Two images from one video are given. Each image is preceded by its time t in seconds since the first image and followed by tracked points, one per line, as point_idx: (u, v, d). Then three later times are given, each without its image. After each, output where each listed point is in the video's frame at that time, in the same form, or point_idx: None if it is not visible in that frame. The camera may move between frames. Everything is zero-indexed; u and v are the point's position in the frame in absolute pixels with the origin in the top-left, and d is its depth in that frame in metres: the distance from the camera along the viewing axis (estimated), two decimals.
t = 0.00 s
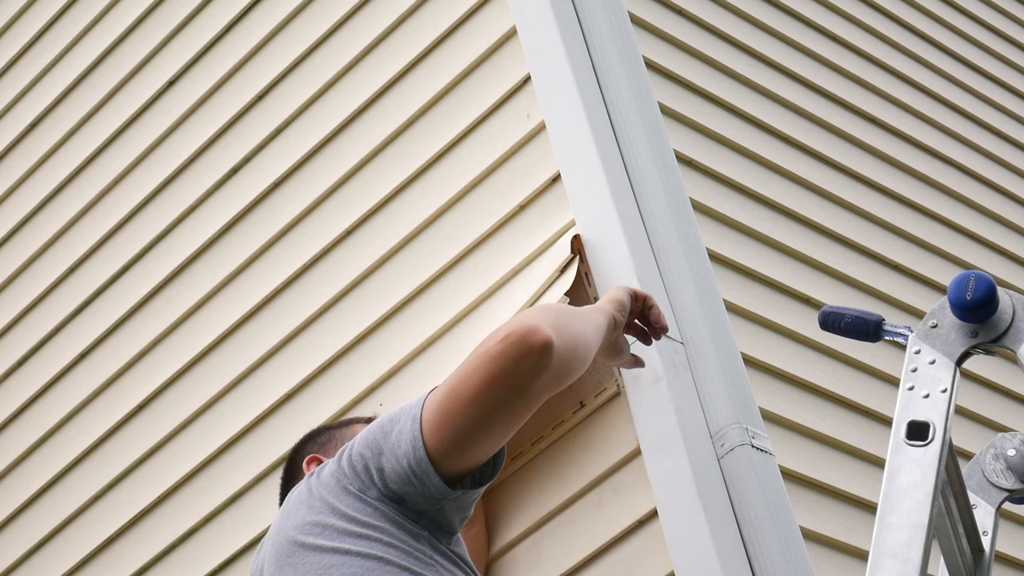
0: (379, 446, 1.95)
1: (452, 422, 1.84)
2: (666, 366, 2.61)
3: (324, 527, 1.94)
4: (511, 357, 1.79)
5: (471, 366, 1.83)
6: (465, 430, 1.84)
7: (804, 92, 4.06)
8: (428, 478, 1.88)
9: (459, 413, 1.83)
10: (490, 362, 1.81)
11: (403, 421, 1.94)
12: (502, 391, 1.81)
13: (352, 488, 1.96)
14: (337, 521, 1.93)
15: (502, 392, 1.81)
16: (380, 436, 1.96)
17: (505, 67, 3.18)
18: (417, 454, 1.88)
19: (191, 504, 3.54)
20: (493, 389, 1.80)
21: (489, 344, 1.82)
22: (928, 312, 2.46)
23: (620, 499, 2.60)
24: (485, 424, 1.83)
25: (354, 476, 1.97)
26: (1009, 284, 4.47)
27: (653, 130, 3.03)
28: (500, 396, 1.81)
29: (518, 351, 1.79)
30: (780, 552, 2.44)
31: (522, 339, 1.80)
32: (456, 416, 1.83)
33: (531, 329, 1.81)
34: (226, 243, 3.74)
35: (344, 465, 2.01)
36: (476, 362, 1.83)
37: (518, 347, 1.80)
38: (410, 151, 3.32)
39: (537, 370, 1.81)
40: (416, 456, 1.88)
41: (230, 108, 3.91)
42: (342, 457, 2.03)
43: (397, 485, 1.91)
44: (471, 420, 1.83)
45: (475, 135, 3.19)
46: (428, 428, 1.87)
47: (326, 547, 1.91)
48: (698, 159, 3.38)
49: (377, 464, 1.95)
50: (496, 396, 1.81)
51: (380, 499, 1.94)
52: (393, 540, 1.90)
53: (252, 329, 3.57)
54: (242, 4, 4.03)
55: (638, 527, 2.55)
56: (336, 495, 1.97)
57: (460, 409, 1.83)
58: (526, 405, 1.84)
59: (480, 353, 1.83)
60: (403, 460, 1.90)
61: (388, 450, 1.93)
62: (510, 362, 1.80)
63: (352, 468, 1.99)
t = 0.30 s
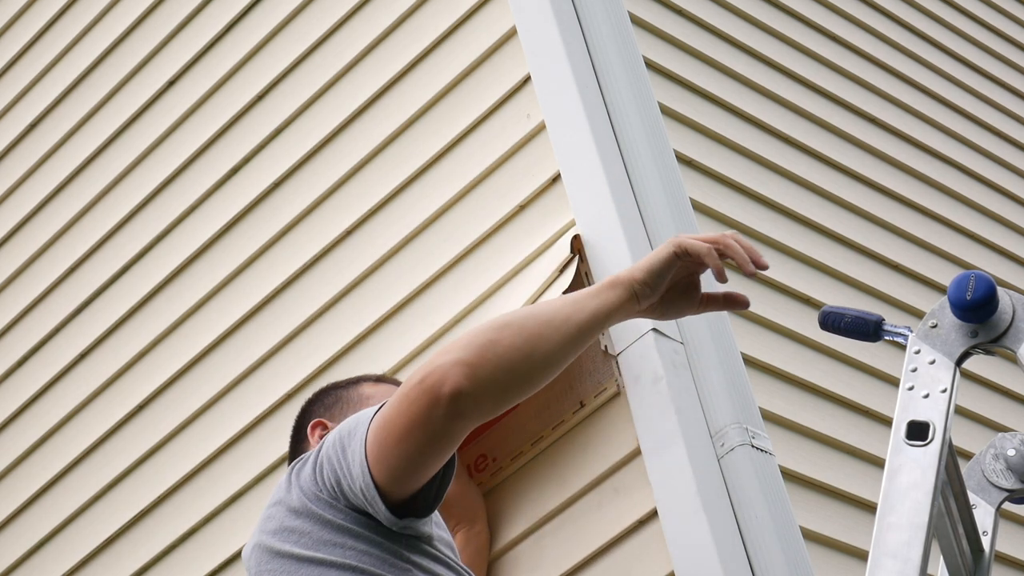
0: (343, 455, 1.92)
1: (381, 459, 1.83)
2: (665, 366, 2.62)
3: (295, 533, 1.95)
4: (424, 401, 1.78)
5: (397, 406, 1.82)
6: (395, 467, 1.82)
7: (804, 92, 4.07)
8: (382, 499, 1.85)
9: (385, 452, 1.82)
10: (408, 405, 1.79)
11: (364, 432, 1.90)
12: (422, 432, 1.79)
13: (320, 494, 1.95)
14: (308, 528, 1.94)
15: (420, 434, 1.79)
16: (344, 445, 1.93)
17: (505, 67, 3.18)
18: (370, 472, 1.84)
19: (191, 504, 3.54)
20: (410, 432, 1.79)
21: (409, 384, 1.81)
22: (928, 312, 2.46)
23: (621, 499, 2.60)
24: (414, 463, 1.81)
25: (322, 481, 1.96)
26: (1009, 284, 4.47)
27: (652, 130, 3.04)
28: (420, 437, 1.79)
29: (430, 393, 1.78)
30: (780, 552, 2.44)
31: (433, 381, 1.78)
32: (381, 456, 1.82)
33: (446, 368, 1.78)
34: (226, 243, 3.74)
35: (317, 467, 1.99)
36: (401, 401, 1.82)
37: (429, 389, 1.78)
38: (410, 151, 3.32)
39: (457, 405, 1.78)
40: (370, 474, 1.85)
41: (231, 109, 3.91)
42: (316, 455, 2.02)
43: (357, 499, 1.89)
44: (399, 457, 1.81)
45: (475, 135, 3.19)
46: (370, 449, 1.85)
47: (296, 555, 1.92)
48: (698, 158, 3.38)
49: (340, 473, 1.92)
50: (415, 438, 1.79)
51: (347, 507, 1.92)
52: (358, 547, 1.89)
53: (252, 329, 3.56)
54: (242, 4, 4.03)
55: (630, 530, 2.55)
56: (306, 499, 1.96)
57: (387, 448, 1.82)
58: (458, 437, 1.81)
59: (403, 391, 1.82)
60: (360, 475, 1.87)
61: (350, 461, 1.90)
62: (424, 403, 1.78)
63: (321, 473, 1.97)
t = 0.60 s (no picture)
0: (358, 453, 1.91)
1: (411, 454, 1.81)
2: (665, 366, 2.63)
3: (303, 529, 1.93)
4: (463, 402, 1.75)
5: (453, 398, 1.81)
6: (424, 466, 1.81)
7: (804, 92, 4.06)
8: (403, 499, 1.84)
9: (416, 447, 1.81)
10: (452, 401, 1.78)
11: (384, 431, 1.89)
12: (455, 434, 1.77)
13: (330, 491, 1.94)
14: (317, 524, 1.92)
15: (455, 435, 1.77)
16: (359, 443, 1.91)
17: (505, 67, 3.18)
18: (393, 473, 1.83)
19: (191, 504, 3.53)
20: (446, 434, 1.76)
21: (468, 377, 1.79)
22: (928, 311, 2.42)
23: (621, 499, 2.60)
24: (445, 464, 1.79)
25: (332, 477, 1.94)
26: (1009, 284, 4.47)
27: (653, 130, 3.03)
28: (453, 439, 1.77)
29: (472, 398, 1.74)
30: (780, 552, 2.44)
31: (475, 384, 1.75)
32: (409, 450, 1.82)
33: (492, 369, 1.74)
34: (226, 243, 3.74)
35: (326, 462, 1.97)
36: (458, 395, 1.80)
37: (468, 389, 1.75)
38: (410, 151, 3.31)
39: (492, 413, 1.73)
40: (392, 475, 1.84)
41: (230, 108, 3.91)
42: (324, 450, 2.00)
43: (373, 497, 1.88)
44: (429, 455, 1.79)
45: (475, 135, 3.19)
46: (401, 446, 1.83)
47: (306, 551, 1.91)
48: (698, 158, 3.38)
49: (355, 471, 1.91)
50: (446, 438, 1.77)
51: (359, 505, 1.91)
52: (371, 545, 1.89)
53: (252, 329, 3.56)
54: (242, 3, 4.03)
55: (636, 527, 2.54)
56: (314, 495, 1.95)
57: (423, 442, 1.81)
58: (498, 443, 1.77)
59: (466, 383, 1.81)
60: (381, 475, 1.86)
61: (366, 459, 1.89)
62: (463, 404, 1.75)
63: (330, 469, 1.95)
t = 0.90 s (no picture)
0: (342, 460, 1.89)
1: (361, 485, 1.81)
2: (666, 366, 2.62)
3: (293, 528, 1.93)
4: (415, 472, 1.74)
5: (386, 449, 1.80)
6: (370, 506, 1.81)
7: (804, 92, 4.07)
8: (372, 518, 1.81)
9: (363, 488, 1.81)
10: (397, 464, 1.76)
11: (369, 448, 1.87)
12: (402, 497, 1.76)
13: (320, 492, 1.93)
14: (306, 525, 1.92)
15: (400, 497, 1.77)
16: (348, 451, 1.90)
17: (505, 67, 3.18)
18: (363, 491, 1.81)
19: (191, 504, 3.53)
20: (417, 490, 1.74)
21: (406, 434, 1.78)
22: (929, 313, 2.57)
23: (621, 498, 2.60)
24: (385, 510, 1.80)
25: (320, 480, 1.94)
26: (1009, 284, 4.47)
27: (653, 131, 3.03)
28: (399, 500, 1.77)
29: (437, 456, 1.73)
30: (780, 552, 2.44)
31: (434, 458, 1.73)
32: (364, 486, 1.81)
33: (443, 444, 1.74)
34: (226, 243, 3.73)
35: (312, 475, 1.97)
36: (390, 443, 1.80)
37: (422, 462, 1.73)
38: (410, 152, 3.31)
39: (444, 484, 1.74)
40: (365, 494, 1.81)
41: (231, 108, 3.91)
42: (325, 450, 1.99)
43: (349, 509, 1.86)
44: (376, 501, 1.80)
45: (475, 135, 3.18)
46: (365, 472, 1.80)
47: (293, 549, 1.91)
48: (698, 159, 3.38)
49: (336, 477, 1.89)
50: (398, 503, 1.76)
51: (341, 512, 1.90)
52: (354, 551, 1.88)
53: (252, 330, 3.56)
54: (242, 4, 4.04)
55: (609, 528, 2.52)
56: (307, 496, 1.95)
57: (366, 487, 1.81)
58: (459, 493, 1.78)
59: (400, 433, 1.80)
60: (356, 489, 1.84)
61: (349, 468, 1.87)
62: (416, 474, 1.74)
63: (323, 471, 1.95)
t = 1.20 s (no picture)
0: (405, 473, 1.93)
1: (491, 528, 1.86)
2: (666, 365, 2.59)
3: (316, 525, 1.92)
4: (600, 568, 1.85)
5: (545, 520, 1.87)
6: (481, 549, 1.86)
7: (803, 92, 4.07)
8: (456, 542, 1.86)
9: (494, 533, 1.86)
10: (578, 549, 1.85)
11: (445, 473, 1.93)
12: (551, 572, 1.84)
13: (351, 493, 1.93)
14: (332, 523, 1.92)
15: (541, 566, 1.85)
16: (408, 464, 1.94)
17: (505, 66, 3.19)
18: (460, 520, 1.87)
19: (190, 504, 3.53)
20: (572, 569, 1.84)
21: (589, 526, 1.88)
22: (929, 313, 2.60)
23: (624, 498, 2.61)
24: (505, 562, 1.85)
25: (356, 482, 1.94)
26: (1009, 284, 4.47)
27: (653, 131, 3.03)
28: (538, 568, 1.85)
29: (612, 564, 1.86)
30: (780, 552, 2.44)
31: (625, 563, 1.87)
32: (487, 530, 1.86)
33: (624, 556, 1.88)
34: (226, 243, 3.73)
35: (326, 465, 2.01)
36: (554, 518, 1.88)
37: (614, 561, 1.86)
38: (410, 151, 3.31)
39: None
40: (456, 519, 1.87)
41: (230, 108, 3.91)
42: (344, 453, 2.01)
43: (413, 523, 1.89)
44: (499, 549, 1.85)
45: (475, 134, 3.18)
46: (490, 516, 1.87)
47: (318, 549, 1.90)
48: (698, 159, 3.38)
49: (394, 487, 1.92)
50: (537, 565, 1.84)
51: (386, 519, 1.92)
52: (395, 558, 1.89)
53: (252, 329, 3.56)
54: (242, 4, 4.04)
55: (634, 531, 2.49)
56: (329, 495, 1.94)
57: (503, 537, 1.85)
58: None
59: (562, 513, 1.89)
60: (436, 510, 1.89)
61: (418, 483, 1.92)
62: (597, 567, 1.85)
63: (353, 474, 1.95)
